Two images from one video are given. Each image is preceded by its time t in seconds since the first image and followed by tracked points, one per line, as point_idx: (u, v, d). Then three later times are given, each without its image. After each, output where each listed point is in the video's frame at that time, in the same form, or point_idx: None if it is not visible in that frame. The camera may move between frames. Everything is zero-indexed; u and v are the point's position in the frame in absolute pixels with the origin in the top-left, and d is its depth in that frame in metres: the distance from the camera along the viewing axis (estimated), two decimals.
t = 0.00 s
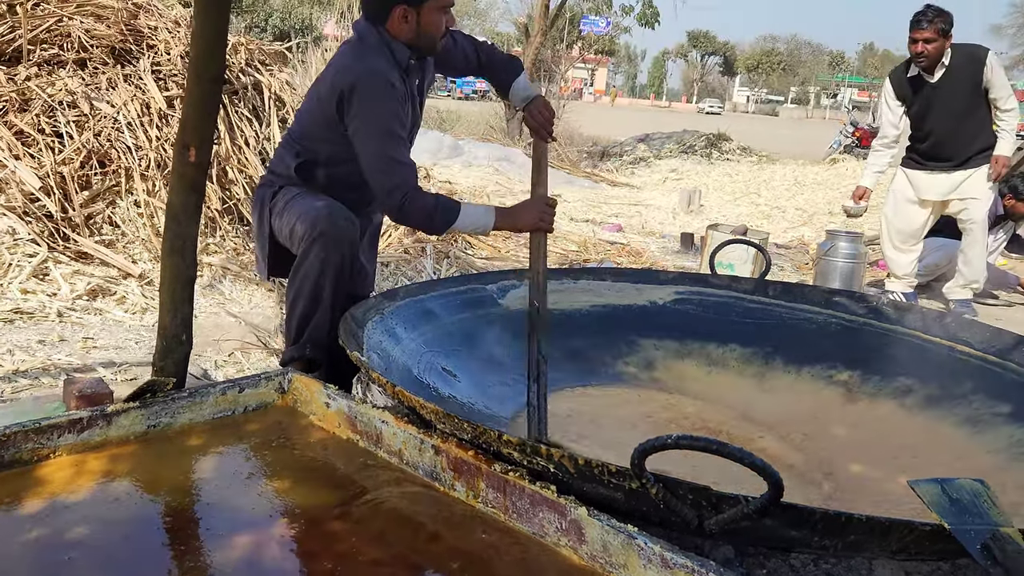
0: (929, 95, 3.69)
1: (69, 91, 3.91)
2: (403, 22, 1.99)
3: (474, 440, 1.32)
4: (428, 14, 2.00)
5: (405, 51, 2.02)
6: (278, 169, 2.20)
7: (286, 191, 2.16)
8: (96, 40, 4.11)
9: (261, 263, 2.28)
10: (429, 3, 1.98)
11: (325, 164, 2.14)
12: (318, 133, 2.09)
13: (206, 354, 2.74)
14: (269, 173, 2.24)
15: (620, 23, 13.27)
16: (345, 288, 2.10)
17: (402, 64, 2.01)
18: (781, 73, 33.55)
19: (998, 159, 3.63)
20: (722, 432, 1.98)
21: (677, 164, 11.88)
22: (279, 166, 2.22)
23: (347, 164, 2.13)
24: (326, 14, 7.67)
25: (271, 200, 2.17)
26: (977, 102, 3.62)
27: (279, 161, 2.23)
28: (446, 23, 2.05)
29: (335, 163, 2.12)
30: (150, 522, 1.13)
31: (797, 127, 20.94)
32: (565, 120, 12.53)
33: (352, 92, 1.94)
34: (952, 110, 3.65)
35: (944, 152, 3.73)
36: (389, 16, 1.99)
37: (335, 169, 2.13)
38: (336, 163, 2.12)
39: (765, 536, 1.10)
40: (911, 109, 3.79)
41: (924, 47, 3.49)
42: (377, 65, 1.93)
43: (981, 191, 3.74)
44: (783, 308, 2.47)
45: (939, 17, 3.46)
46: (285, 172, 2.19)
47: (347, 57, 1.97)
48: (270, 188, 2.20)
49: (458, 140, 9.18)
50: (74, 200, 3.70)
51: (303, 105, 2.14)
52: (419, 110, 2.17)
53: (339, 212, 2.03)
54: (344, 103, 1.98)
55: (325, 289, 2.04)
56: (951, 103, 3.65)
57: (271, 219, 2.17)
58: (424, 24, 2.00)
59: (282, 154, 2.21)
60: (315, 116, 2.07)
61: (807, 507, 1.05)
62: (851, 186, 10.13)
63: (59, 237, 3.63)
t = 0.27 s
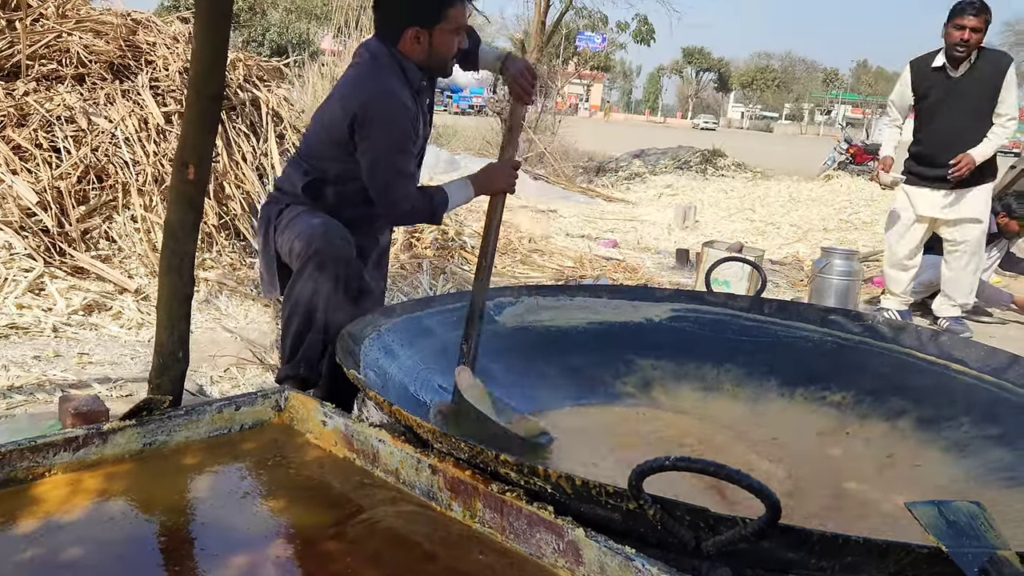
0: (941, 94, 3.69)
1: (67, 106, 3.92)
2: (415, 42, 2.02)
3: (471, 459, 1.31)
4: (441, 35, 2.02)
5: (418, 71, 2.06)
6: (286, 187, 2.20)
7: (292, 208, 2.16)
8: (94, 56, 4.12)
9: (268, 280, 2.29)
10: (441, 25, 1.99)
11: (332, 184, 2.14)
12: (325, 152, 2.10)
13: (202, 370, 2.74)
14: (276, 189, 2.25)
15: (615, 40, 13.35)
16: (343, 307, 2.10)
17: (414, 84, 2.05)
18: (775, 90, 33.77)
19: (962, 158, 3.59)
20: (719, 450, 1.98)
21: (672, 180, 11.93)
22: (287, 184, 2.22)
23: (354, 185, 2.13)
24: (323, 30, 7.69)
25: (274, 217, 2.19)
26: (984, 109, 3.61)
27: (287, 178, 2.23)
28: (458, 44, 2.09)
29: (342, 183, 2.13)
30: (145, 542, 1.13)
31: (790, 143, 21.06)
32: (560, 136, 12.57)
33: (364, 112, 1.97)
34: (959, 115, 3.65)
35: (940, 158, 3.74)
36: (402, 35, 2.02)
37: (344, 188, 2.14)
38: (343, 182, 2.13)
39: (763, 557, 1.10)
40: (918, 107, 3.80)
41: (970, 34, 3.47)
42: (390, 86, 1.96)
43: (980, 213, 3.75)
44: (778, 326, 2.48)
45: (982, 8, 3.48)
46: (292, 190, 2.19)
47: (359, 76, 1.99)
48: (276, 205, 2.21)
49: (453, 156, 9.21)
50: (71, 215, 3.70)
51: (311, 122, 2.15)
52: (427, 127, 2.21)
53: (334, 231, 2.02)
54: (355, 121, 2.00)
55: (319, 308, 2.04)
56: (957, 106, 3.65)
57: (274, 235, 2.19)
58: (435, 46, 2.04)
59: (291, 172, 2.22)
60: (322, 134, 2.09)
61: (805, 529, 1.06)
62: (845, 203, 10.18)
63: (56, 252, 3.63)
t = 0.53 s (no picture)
0: (964, 92, 3.66)
1: (62, 113, 3.91)
2: (449, 100, 1.99)
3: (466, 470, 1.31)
4: (474, 93, 2.01)
5: (447, 125, 2.05)
6: (274, 198, 2.16)
7: (268, 218, 2.13)
8: (89, 63, 4.11)
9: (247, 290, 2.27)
10: (477, 83, 1.98)
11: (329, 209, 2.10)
12: (338, 187, 2.06)
13: (195, 378, 2.73)
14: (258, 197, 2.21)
15: (612, 49, 13.40)
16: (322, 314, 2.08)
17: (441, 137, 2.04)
18: (770, 100, 33.91)
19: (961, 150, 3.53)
20: (715, 460, 1.98)
21: (667, 189, 11.95)
22: (272, 194, 2.19)
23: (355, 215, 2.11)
24: (321, 38, 7.71)
25: (252, 227, 2.17)
26: (992, 105, 3.62)
27: (274, 189, 2.19)
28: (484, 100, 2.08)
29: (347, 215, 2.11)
30: (137, 552, 1.12)
31: (786, 153, 21.13)
32: (557, 145, 12.60)
33: (395, 166, 1.96)
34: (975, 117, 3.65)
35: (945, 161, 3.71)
36: (434, 90, 1.98)
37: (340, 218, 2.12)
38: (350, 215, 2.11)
39: (759, 570, 1.10)
40: (936, 102, 3.76)
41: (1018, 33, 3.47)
42: (422, 143, 1.95)
43: (981, 225, 3.74)
44: (775, 336, 2.48)
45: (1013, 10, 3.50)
46: (277, 203, 2.15)
47: (390, 128, 1.94)
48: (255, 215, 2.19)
49: (450, 164, 9.22)
50: (65, 222, 3.69)
51: (318, 148, 2.07)
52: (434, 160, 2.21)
53: (310, 237, 2.00)
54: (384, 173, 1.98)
55: (300, 316, 2.03)
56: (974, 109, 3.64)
57: (253, 244, 2.17)
58: (468, 102, 2.02)
59: (278, 183, 2.18)
60: (338, 172, 2.03)
61: (801, 541, 1.05)
62: (840, 213, 10.21)
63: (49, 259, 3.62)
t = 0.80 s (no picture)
0: (974, 93, 3.58)
1: (57, 117, 3.90)
2: (442, 132, 1.90)
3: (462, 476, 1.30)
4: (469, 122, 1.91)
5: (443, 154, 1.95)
6: (262, 206, 2.13)
7: (251, 226, 2.12)
8: (85, 67, 4.11)
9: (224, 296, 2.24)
10: (470, 113, 1.89)
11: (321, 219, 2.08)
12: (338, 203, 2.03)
13: (190, 383, 2.72)
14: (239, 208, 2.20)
15: (608, 55, 13.43)
16: (308, 318, 2.06)
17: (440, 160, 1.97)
18: (766, 106, 33.99)
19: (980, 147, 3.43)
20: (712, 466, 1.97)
21: (664, 195, 11.96)
22: (257, 200, 2.16)
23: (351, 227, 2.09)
24: (317, 42, 7.71)
25: (234, 235, 2.15)
26: (996, 114, 3.60)
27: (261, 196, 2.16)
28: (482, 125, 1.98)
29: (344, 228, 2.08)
30: (130, 558, 1.11)
31: (782, 159, 21.17)
32: (553, 150, 12.60)
33: (393, 189, 1.90)
34: (981, 121, 3.60)
35: (952, 163, 3.61)
36: (427, 123, 1.89)
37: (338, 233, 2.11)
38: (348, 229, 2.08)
39: None
40: (942, 103, 3.65)
41: None
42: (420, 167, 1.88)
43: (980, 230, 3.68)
44: (771, 341, 2.48)
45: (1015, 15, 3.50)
46: (264, 210, 2.13)
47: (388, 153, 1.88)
48: (239, 222, 2.16)
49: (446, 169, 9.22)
50: (60, 226, 3.68)
51: (318, 163, 2.03)
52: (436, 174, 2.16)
53: (293, 241, 1.99)
54: (383, 196, 1.93)
55: (291, 319, 1.99)
56: (981, 113, 3.60)
57: (234, 252, 2.15)
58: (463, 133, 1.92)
59: (264, 190, 2.15)
60: (339, 190, 2.00)
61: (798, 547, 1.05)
62: (836, 219, 10.23)
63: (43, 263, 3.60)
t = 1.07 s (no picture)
0: (965, 95, 3.57)
1: (53, 119, 3.88)
2: (415, 98, 1.92)
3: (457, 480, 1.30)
4: (445, 92, 1.91)
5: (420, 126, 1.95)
6: (261, 204, 2.15)
7: (260, 224, 2.11)
8: (81, 69, 4.10)
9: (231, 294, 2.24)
10: (444, 82, 1.89)
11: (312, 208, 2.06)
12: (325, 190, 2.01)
13: (185, 386, 2.71)
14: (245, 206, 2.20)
15: (605, 59, 13.43)
16: (316, 316, 2.05)
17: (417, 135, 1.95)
18: (763, 111, 34.06)
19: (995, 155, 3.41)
20: (708, 470, 1.97)
21: (661, 199, 11.97)
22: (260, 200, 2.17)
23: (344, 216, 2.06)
24: (313, 45, 7.70)
25: (242, 233, 2.14)
26: (981, 114, 3.62)
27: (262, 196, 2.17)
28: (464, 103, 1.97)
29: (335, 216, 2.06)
30: (123, 563, 1.10)
31: (779, 163, 21.21)
32: (550, 153, 12.61)
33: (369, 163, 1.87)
34: (971, 122, 3.61)
35: (949, 165, 3.58)
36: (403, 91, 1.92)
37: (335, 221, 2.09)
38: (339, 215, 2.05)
39: None
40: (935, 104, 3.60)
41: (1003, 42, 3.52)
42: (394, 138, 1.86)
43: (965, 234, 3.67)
44: (768, 346, 2.48)
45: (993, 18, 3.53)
46: (265, 207, 2.14)
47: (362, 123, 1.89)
48: (245, 220, 2.17)
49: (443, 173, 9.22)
50: (55, 229, 3.67)
51: (303, 157, 2.03)
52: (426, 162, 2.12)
53: (305, 239, 1.98)
54: (359, 171, 1.90)
55: (298, 317, 1.99)
56: (971, 114, 3.61)
57: (243, 249, 2.14)
58: (438, 102, 1.93)
59: (265, 188, 2.16)
60: (322, 177, 1.98)
61: (794, 552, 1.04)
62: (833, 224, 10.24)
63: (39, 266, 3.59)
